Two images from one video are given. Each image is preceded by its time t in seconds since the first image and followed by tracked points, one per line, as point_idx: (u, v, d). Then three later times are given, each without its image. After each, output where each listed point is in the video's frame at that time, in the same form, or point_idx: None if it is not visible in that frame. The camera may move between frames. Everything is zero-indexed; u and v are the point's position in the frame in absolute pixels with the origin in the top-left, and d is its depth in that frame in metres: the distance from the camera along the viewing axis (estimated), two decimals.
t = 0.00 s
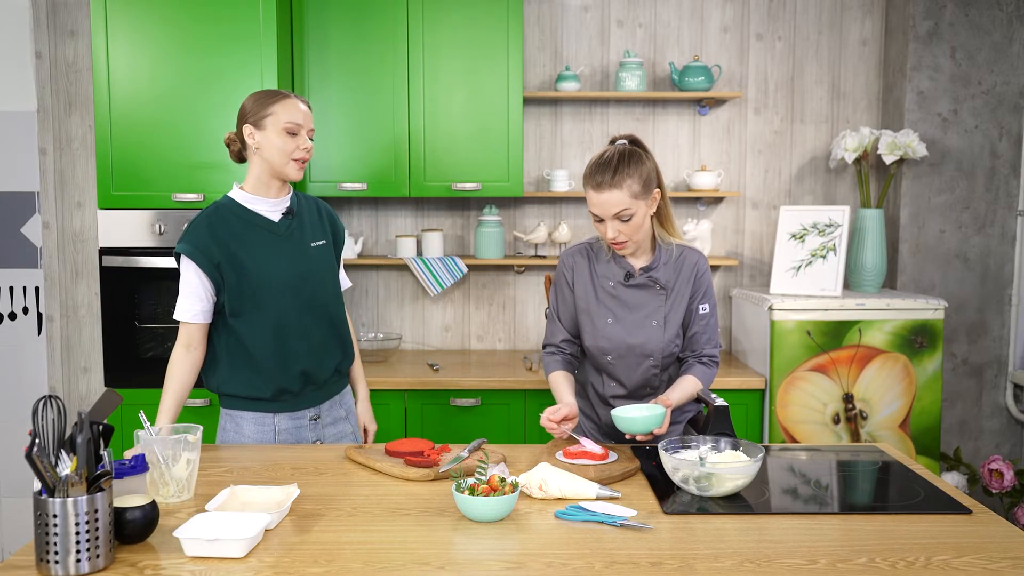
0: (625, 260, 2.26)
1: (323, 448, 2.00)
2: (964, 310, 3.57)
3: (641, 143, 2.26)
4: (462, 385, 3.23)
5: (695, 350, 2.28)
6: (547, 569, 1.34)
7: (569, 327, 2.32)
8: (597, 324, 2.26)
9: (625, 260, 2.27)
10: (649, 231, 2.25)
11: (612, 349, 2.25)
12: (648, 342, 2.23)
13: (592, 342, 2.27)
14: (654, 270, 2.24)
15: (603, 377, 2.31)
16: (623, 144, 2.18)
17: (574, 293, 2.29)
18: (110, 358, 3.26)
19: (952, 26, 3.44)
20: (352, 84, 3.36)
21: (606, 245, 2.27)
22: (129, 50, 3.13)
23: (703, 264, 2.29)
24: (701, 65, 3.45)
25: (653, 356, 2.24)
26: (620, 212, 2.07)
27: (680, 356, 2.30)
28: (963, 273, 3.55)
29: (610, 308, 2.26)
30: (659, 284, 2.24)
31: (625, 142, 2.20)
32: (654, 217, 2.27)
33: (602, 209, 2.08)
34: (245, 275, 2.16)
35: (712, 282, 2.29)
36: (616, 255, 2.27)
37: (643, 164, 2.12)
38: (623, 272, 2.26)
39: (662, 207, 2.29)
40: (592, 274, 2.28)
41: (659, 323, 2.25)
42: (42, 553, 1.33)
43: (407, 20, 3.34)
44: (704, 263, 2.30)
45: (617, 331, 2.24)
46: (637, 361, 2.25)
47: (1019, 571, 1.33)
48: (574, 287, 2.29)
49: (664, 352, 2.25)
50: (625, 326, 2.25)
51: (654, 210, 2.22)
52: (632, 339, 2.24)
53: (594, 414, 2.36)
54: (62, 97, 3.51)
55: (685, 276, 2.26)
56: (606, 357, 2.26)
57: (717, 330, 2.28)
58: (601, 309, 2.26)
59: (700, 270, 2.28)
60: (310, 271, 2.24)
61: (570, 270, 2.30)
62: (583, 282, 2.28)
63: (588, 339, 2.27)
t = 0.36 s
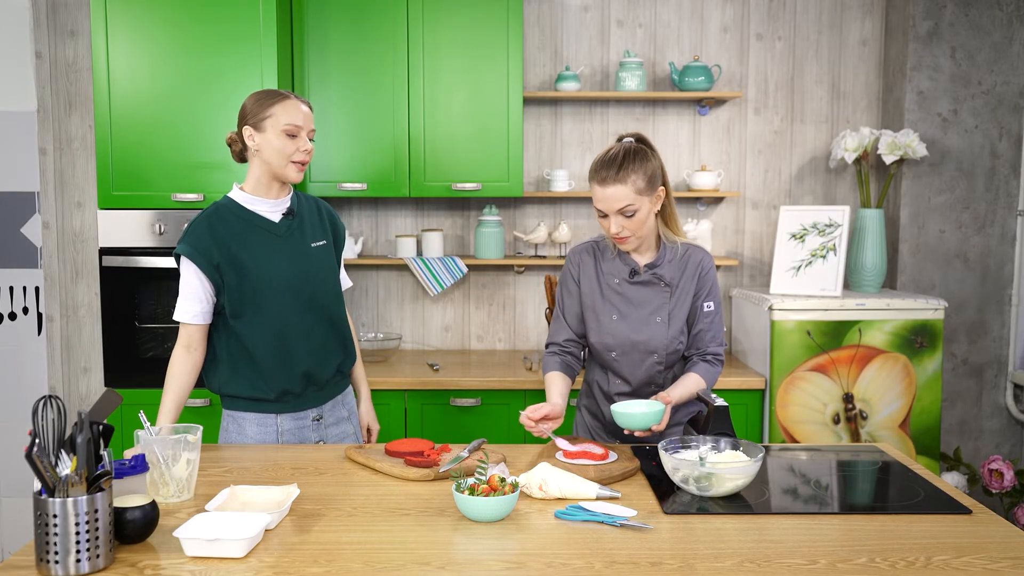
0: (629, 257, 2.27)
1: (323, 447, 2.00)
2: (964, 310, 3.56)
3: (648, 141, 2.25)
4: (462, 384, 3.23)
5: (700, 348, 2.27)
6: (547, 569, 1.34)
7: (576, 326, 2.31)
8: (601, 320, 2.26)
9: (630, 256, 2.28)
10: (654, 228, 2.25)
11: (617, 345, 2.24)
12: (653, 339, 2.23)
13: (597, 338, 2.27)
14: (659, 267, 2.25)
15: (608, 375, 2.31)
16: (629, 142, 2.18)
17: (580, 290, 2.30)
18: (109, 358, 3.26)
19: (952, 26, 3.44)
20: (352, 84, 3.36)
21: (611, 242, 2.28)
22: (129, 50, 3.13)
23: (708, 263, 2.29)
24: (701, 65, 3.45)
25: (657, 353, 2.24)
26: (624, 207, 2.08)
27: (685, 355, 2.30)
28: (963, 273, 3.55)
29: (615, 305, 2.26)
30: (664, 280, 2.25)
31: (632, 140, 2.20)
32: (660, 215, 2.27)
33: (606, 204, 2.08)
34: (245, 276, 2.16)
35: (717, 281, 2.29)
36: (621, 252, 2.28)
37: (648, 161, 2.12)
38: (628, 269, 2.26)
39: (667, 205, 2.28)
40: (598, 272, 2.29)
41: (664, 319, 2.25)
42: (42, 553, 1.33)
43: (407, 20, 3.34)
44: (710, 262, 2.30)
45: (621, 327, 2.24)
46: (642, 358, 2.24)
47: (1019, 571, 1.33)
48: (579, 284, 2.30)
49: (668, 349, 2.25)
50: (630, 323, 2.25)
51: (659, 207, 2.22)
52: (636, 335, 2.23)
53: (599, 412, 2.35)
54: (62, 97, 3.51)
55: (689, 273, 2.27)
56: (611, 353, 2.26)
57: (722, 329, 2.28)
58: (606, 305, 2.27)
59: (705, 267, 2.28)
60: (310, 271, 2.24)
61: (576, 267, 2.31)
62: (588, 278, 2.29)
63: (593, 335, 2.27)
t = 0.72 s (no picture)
0: (638, 253, 2.28)
1: (322, 447, 2.00)
2: (964, 310, 3.56)
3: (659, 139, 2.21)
4: (462, 384, 3.23)
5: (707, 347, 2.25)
6: (547, 569, 1.34)
7: (584, 321, 2.33)
8: (609, 315, 2.28)
9: (639, 253, 2.29)
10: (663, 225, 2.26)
11: (624, 339, 2.25)
12: (659, 334, 2.23)
13: (604, 333, 2.28)
14: (667, 264, 2.25)
15: (615, 371, 2.31)
16: (639, 137, 2.17)
17: (588, 285, 2.32)
18: (109, 358, 3.26)
19: (952, 26, 3.44)
20: (352, 84, 3.36)
21: (620, 238, 2.30)
22: (129, 50, 3.13)
23: (717, 261, 2.28)
24: (701, 65, 3.45)
25: (663, 348, 2.24)
26: (630, 198, 2.09)
27: (693, 354, 2.28)
28: (963, 273, 3.55)
29: (623, 300, 2.27)
30: (671, 277, 2.25)
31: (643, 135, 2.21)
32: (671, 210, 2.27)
33: (612, 196, 2.10)
34: (248, 273, 2.16)
35: (726, 279, 2.27)
36: (631, 248, 2.30)
37: (656, 154, 2.12)
38: (637, 264, 2.27)
39: (677, 200, 2.29)
40: (607, 267, 2.31)
41: (671, 316, 2.25)
42: (42, 553, 1.33)
43: (407, 20, 3.34)
44: (719, 260, 2.29)
45: (628, 322, 2.25)
46: (648, 353, 2.24)
47: (1019, 571, 1.33)
48: (588, 280, 2.32)
49: (675, 345, 2.24)
50: (637, 319, 2.25)
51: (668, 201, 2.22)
52: (643, 330, 2.24)
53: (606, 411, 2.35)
54: (62, 97, 3.51)
55: (697, 271, 2.26)
56: (617, 347, 2.27)
57: (730, 327, 2.25)
58: (614, 301, 2.28)
59: (713, 266, 2.27)
60: (312, 271, 2.24)
61: (586, 263, 2.33)
62: (597, 274, 2.31)
63: (601, 330, 2.29)
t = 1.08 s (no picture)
0: (639, 244, 2.29)
1: (322, 448, 2.00)
2: (964, 310, 3.56)
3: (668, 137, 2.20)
4: (462, 385, 3.23)
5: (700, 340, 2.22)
6: (547, 569, 1.34)
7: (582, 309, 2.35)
8: (605, 304, 2.29)
9: (641, 244, 2.29)
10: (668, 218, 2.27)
11: (618, 328, 2.26)
12: (651, 325, 2.23)
13: (599, 321, 2.30)
14: (666, 256, 2.25)
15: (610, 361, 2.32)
16: (648, 129, 2.19)
17: (588, 274, 2.34)
18: (109, 358, 3.26)
19: (952, 26, 3.44)
20: (351, 84, 3.36)
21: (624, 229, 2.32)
22: (129, 50, 3.13)
23: (717, 256, 2.26)
24: (701, 65, 3.45)
25: (655, 339, 2.23)
26: (631, 186, 2.11)
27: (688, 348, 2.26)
28: (963, 273, 3.55)
29: (620, 289, 2.28)
30: (670, 269, 2.24)
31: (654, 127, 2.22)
32: (678, 203, 2.28)
33: (615, 182, 2.13)
34: (250, 275, 2.16)
35: (725, 276, 2.24)
36: (633, 239, 2.31)
37: (661, 145, 2.14)
38: (637, 255, 2.28)
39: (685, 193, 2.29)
40: (609, 258, 2.33)
41: (666, 307, 2.24)
42: (42, 553, 1.33)
43: (407, 21, 3.34)
44: (720, 257, 2.26)
45: (623, 311, 2.26)
46: (641, 343, 2.25)
47: (1019, 571, 1.33)
48: (589, 269, 2.34)
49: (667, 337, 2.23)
50: (632, 308, 2.26)
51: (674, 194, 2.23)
52: (637, 320, 2.24)
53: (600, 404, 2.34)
54: (62, 97, 3.51)
55: (696, 264, 2.25)
56: (611, 335, 2.28)
57: (723, 323, 2.21)
58: (612, 290, 2.30)
59: (712, 261, 2.25)
60: (316, 275, 2.23)
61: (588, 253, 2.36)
62: (598, 263, 2.33)
63: (597, 318, 2.31)
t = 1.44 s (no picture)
0: (603, 245, 2.26)
1: (322, 447, 2.00)
2: (964, 310, 3.56)
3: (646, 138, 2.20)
4: (462, 385, 3.23)
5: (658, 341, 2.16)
6: (547, 569, 1.34)
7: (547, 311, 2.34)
8: (568, 306, 2.27)
9: (604, 245, 2.26)
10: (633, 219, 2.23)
11: (578, 331, 2.24)
12: (610, 327, 2.20)
13: (561, 324, 2.28)
14: (627, 256, 2.21)
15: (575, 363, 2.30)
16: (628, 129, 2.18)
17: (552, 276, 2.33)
18: (109, 359, 3.26)
19: (952, 26, 3.44)
20: (351, 84, 3.35)
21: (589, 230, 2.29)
22: (130, 50, 3.13)
23: (680, 257, 2.20)
24: (701, 65, 3.45)
25: (615, 341, 2.20)
26: (601, 178, 2.08)
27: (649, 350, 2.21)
28: (963, 273, 3.55)
29: (582, 291, 2.26)
30: (630, 270, 2.20)
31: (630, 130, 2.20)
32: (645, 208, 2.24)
33: (585, 174, 2.10)
34: (259, 274, 2.16)
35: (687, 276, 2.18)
36: (598, 239, 2.28)
37: (637, 145, 2.13)
38: (600, 256, 2.25)
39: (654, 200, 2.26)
40: (573, 259, 2.31)
41: (626, 309, 2.20)
42: (42, 553, 1.33)
43: (407, 21, 3.34)
44: (684, 258, 2.21)
45: (583, 313, 2.23)
46: (601, 346, 2.22)
47: (1019, 571, 1.33)
48: (553, 270, 2.32)
49: (626, 339, 2.19)
50: (592, 311, 2.23)
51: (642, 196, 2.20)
52: (597, 322, 2.22)
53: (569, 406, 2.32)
54: (62, 97, 3.51)
55: (657, 265, 2.20)
56: (573, 338, 2.26)
57: (681, 322, 2.13)
58: (574, 291, 2.27)
59: (674, 261, 2.19)
60: (325, 275, 2.22)
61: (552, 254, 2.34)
62: (562, 264, 2.31)
63: (559, 320, 2.29)
